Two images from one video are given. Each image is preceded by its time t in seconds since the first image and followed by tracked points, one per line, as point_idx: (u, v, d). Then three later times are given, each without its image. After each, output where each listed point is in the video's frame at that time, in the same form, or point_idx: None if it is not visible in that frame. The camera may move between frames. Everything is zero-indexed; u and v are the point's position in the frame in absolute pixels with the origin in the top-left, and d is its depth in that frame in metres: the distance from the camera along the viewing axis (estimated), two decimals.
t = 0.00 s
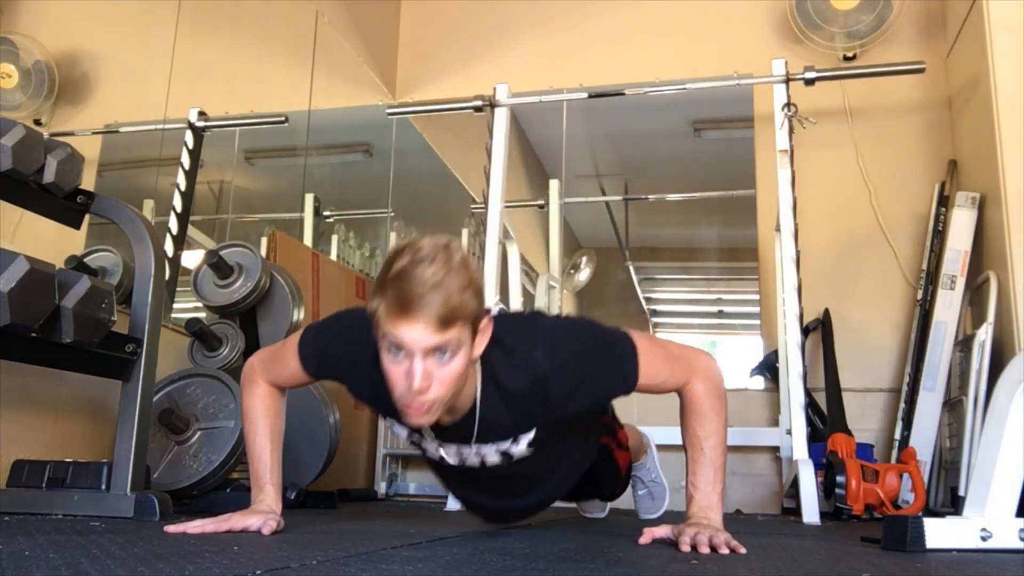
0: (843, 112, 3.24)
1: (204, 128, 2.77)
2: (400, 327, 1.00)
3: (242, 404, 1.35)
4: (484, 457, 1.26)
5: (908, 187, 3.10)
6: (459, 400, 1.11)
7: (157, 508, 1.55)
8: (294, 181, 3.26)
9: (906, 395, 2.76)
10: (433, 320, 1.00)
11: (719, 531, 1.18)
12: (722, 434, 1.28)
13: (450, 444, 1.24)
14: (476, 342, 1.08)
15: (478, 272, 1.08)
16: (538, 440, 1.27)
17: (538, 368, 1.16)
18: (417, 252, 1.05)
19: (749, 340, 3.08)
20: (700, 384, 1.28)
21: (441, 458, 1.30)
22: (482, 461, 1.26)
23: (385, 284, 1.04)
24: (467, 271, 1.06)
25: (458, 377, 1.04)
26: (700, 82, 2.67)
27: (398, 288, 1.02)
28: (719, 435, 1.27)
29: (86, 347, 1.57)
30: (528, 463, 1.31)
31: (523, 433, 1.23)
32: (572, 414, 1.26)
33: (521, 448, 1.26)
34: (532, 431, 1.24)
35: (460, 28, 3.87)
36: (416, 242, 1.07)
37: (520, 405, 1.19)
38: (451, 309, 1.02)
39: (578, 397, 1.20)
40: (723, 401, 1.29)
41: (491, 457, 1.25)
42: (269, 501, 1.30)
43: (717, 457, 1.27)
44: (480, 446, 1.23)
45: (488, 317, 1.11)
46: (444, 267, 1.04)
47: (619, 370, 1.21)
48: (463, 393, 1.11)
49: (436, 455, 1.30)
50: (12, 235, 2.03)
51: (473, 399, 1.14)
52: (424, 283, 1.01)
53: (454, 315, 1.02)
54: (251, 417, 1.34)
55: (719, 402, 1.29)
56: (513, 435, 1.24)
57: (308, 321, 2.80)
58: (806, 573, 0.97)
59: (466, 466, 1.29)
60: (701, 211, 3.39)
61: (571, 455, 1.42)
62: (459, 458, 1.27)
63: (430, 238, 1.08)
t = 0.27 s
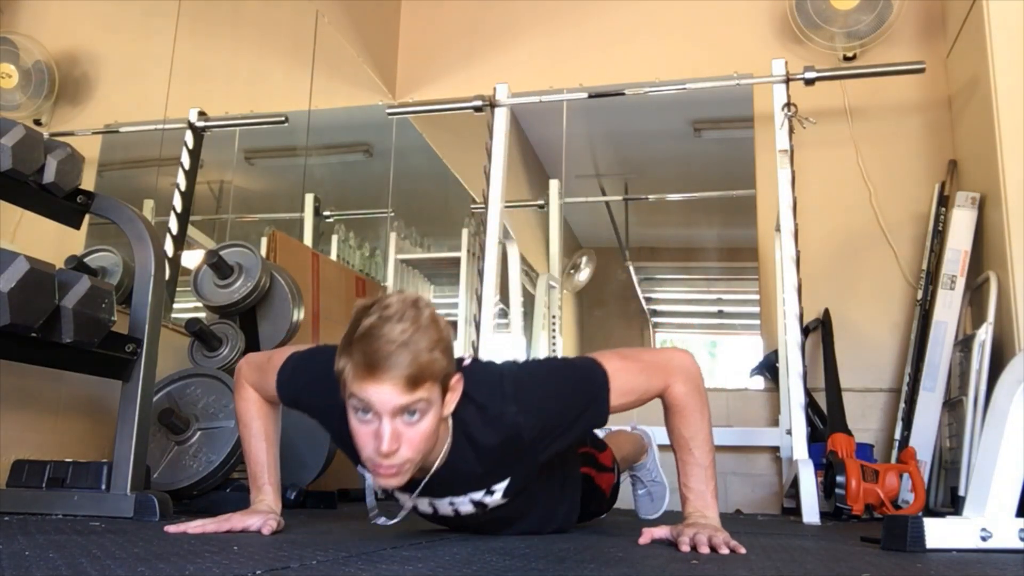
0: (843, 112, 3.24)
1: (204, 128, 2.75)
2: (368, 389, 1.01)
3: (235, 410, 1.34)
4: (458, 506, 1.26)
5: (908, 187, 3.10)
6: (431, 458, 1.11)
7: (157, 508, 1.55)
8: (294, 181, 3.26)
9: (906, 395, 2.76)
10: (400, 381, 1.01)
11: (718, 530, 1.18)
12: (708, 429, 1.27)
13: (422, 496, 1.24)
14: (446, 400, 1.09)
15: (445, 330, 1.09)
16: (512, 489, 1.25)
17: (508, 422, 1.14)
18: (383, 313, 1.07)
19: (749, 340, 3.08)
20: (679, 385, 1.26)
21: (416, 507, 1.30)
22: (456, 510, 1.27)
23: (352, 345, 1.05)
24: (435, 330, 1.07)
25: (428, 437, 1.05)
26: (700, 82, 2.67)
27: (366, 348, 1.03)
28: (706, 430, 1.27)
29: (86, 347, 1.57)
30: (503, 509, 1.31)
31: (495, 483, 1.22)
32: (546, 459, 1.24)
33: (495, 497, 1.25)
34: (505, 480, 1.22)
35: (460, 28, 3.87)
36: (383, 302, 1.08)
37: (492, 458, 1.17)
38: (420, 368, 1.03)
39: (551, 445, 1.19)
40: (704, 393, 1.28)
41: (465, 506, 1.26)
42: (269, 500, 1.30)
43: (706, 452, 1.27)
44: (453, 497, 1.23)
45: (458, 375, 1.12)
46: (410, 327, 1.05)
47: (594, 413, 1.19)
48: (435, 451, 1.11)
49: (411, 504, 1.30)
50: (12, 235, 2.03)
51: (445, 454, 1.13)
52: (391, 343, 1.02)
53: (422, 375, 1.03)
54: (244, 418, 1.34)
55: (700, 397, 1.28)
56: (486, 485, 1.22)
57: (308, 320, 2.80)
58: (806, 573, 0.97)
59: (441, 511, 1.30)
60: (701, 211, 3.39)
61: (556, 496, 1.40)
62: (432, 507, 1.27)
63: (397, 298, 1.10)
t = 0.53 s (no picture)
0: (843, 112, 3.24)
1: (204, 128, 2.77)
2: (356, 391, 1.00)
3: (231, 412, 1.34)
4: (448, 513, 1.27)
5: (908, 187, 3.10)
6: (418, 464, 1.10)
7: (157, 508, 1.55)
8: (295, 181, 3.26)
9: (906, 395, 2.76)
10: (389, 382, 1.00)
11: (716, 530, 1.18)
12: (699, 428, 1.28)
13: (412, 505, 1.25)
14: (434, 404, 1.09)
15: (433, 332, 1.09)
16: (501, 495, 1.26)
17: (494, 427, 1.14)
18: (371, 315, 1.07)
19: (749, 340, 3.08)
20: (669, 384, 1.27)
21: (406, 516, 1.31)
22: (446, 518, 1.28)
23: (341, 348, 1.05)
24: (422, 331, 1.08)
25: (417, 439, 1.04)
26: (700, 82, 2.67)
27: (354, 350, 1.02)
28: (698, 429, 1.27)
29: (86, 347, 1.57)
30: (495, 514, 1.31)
31: (484, 489, 1.22)
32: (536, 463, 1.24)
33: (484, 504, 1.25)
34: (494, 485, 1.22)
35: (461, 28, 3.87)
36: (370, 306, 1.08)
37: (480, 462, 1.17)
38: (409, 368, 1.02)
39: (540, 449, 1.19)
40: (693, 391, 1.29)
41: (454, 513, 1.27)
42: (268, 501, 1.30)
43: (700, 451, 1.27)
44: (442, 505, 1.24)
45: (444, 379, 1.12)
46: (399, 328, 1.05)
47: (581, 416, 1.19)
48: (422, 457, 1.10)
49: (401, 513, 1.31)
50: (12, 235, 2.03)
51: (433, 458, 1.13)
52: (380, 343, 1.02)
53: (411, 376, 1.02)
54: (242, 418, 1.35)
55: (690, 395, 1.28)
56: (475, 493, 1.23)
57: (308, 319, 2.80)
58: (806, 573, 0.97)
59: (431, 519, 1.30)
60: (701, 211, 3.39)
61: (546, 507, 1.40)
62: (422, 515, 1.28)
63: (383, 301, 1.10)
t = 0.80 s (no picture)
0: (843, 112, 3.24)
1: (204, 128, 2.77)
2: (397, 280, 1.03)
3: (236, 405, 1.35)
4: (469, 447, 1.24)
5: (908, 187, 3.10)
6: (454, 371, 1.12)
7: (157, 508, 1.55)
8: (294, 181, 3.26)
9: (906, 395, 2.76)
10: (429, 271, 1.03)
11: (717, 530, 1.18)
12: (718, 429, 1.27)
13: (436, 433, 1.22)
14: (471, 305, 1.11)
15: (470, 233, 1.12)
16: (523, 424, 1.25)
17: (520, 342, 1.17)
18: (410, 214, 1.10)
19: (749, 340, 3.08)
20: (694, 379, 1.27)
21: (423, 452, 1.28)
22: (467, 452, 1.24)
23: (381, 244, 1.08)
24: (460, 231, 1.10)
25: (455, 334, 1.06)
26: (700, 82, 2.67)
27: (395, 243, 1.05)
28: (715, 431, 1.27)
29: (86, 347, 1.57)
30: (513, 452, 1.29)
31: (510, 414, 1.22)
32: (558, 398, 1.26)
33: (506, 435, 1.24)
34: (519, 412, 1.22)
35: (461, 28, 3.87)
36: (408, 209, 1.12)
37: (503, 385, 1.18)
38: (448, 261, 1.05)
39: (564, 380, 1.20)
40: (717, 395, 1.29)
41: (476, 447, 1.23)
42: (268, 501, 1.30)
43: (715, 453, 1.26)
44: (466, 433, 1.21)
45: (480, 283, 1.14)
46: (438, 223, 1.08)
47: (606, 362, 1.20)
48: (458, 362, 1.12)
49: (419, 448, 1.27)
50: (12, 235, 2.03)
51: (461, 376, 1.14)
52: (419, 236, 1.05)
53: (450, 268, 1.05)
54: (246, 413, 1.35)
55: (713, 396, 1.28)
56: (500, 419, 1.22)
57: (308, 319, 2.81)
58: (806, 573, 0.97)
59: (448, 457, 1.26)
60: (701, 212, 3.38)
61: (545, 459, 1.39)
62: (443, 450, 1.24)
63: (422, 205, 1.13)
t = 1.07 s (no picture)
0: (843, 112, 3.24)
1: (204, 128, 2.70)
2: (451, 138, 1.08)
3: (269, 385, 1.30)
4: (501, 331, 1.29)
5: (908, 187, 3.10)
6: (494, 236, 1.17)
7: (157, 508, 1.55)
8: (295, 180, 3.26)
9: (906, 395, 2.76)
10: (482, 128, 1.08)
11: (718, 530, 1.17)
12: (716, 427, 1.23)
13: (469, 310, 1.28)
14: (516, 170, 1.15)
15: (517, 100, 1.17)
16: (554, 312, 1.30)
17: (556, 221, 1.22)
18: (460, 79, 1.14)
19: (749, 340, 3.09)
20: (688, 369, 1.23)
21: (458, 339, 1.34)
22: (498, 337, 1.30)
23: (432, 106, 1.12)
24: (510, 96, 1.15)
25: (503, 193, 1.11)
26: (700, 82, 2.67)
27: (448, 103, 1.10)
28: (712, 430, 1.22)
29: (86, 347, 1.57)
30: (543, 345, 1.34)
31: (541, 297, 1.26)
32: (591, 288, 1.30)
33: (537, 320, 1.29)
34: (550, 297, 1.27)
35: (461, 27, 3.86)
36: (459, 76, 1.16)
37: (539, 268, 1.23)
38: (499, 121, 1.10)
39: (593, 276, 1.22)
40: (712, 392, 1.24)
41: (509, 330, 1.29)
42: (270, 502, 1.27)
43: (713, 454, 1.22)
44: (499, 312, 1.27)
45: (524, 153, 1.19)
46: (489, 86, 1.13)
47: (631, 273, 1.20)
48: (499, 227, 1.17)
49: (453, 335, 1.34)
50: (12, 235, 2.03)
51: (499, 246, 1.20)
52: (472, 96, 1.10)
53: (501, 127, 1.10)
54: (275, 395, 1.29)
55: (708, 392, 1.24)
56: (531, 301, 1.27)
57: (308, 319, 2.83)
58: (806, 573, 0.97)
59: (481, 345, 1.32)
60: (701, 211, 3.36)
61: (572, 365, 1.45)
62: (475, 333, 1.31)
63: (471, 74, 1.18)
